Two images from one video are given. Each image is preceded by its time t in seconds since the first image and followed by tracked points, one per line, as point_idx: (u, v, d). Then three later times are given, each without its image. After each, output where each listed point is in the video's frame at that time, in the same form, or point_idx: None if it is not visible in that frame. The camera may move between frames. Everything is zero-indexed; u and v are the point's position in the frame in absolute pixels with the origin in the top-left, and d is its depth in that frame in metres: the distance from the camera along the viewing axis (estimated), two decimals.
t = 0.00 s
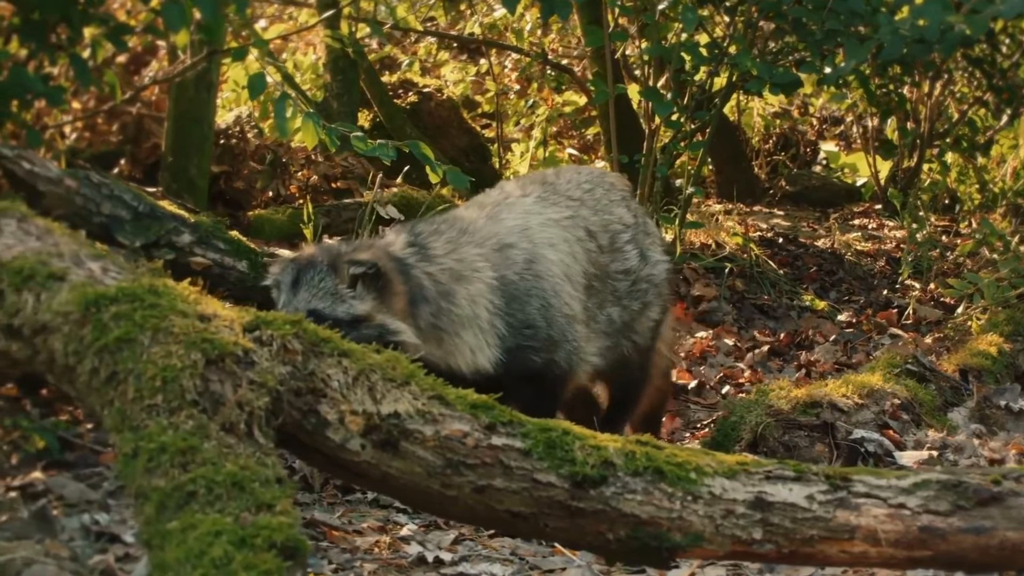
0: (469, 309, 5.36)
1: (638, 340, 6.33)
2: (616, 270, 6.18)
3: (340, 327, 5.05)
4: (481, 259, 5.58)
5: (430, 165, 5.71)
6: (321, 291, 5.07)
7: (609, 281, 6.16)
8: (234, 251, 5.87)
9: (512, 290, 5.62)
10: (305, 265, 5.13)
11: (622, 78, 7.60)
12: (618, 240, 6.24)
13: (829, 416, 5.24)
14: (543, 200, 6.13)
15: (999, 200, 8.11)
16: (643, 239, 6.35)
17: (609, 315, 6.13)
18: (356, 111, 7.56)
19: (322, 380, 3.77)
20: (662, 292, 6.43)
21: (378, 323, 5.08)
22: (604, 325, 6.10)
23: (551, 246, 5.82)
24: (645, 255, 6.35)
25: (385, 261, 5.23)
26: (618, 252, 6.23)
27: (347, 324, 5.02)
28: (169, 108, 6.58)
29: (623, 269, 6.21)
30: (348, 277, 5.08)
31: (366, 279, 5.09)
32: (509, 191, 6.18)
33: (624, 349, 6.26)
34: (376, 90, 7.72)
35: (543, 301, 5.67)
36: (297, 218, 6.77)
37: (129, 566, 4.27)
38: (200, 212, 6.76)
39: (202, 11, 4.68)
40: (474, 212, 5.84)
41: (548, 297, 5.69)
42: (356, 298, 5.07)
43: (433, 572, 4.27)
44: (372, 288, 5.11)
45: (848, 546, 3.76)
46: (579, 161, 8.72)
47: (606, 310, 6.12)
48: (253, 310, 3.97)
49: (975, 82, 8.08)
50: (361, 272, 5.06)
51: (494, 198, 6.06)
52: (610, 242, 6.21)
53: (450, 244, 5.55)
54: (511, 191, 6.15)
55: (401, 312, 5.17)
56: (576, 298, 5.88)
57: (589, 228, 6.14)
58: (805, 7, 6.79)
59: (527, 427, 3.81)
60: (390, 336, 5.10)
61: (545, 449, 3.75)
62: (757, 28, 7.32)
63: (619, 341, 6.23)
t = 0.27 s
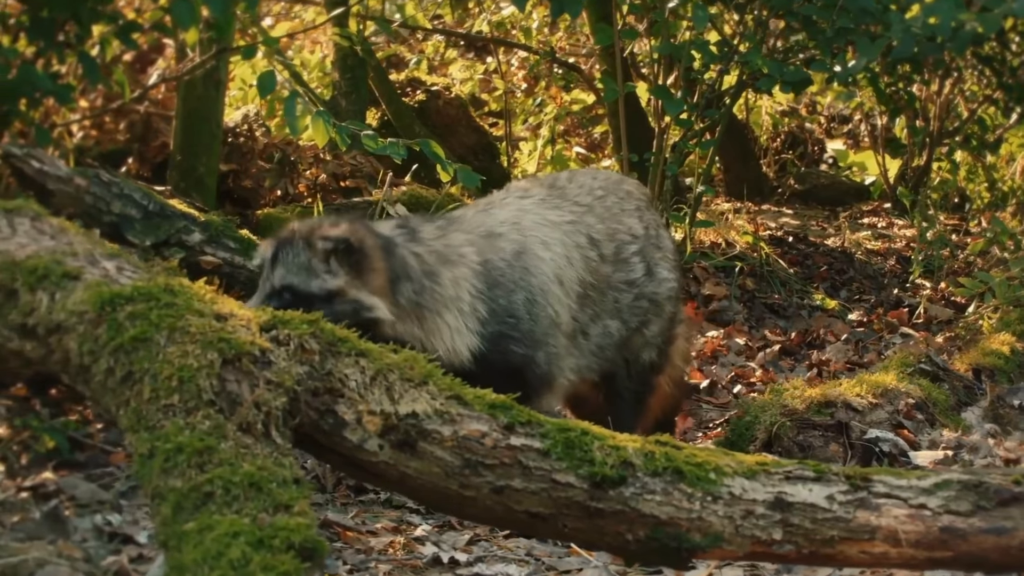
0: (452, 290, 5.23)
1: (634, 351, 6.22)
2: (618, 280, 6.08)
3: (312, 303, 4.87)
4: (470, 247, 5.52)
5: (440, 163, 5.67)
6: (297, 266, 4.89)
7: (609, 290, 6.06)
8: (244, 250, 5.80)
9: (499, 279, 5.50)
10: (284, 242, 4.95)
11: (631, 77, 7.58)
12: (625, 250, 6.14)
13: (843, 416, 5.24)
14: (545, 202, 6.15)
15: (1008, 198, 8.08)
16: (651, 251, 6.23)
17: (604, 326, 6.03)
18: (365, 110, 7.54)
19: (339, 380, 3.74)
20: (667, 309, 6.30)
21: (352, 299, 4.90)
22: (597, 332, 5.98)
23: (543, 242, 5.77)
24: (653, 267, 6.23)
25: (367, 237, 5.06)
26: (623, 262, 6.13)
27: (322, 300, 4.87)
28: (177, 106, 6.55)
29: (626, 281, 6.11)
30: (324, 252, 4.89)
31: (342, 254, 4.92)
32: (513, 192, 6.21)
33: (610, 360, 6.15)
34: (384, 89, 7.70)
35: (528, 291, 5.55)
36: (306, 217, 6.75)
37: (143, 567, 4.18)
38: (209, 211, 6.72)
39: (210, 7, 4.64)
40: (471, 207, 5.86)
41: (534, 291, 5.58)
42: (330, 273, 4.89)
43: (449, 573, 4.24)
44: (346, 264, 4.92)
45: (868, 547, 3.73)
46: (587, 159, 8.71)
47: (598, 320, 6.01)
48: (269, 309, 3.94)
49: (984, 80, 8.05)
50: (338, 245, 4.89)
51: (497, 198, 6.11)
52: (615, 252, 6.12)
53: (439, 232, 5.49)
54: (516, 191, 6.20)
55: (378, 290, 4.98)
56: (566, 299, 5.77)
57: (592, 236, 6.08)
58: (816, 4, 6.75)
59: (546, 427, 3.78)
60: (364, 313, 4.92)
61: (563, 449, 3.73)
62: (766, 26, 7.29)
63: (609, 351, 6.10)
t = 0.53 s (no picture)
0: (448, 256, 5.28)
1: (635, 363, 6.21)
2: (628, 297, 6.10)
3: (306, 231, 5.03)
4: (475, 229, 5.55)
5: (449, 161, 5.66)
6: (296, 197, 5.07)
7: (618, 306, 6.08)
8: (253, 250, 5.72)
9: (499, 266, 5.49)
10: (286, 173, 5.13)
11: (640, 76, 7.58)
12: (640, 269, 6.17)
13: (856, 416, 5.24)
14: (565, 211, 6.16)
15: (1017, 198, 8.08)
16: (667, 271, 6.26)
17: (607, 341, 6.05)
18: (373, 109, 7.53)
19: (354, 381, 3.72)
20: (678, 329, 6.32)
21: (346, 235, 5.05)
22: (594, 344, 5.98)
23: (552, 246, 5.79)
24: (666, 287, 6.26)
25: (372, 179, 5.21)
26: (638, 280, 6.15)
27: (319, 233, 5.04)
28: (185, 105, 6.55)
29: (639, 297, 6.14)
30: (323, 185, 5.06)
31: (341, 188, 5.07)
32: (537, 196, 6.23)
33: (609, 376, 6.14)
34: (392, 88, 7.70)
35: (525, 289, 5.53)
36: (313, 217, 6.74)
37: (155, 569, 4.07)
38: (216, 211, 6.67)
39: (219, 6, 4.60)
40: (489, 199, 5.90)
41: (531, 290, 5.55)
42: (327, 207, 5.06)
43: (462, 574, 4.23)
44: (343, 199, 5.07)
45: (885, 548, 3.70)
46: (593, 159, 8.70)
47: (599, 333, 6.02)
48: (283, 310, 3.93)
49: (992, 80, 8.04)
50: (339, 180, 5.05)
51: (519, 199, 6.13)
52: (629, 269, 6.14)
53: (451, 208, 5.53)
54: (540, 194, 6.22)
55: (376, 228, 5.11)
56: (564, 309, 5.77)
57: (607, 250, 6.11)
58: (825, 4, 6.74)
59: (561, 428, 3.77)
60: (357, 250, 5.07)
61: (579, 450, 3.71)
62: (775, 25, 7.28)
63: (609, 366, 6.10)
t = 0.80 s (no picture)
0: (451, 250, 5.29)
1: (643, 362, 6.20)
2: (638, 296, 6.09)
3: (314, 210, 5.13)
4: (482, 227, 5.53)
5: (456, 161, 5.63)
6: (304, 176, 5.18)
7: (628, 308, 6.07)
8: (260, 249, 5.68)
9: (505, 266, 5.47)
10: (296, 152, 5.26)
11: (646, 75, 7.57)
12: (650, 269, 6.16)
13: (865, 416, 5.25)
14: (575, 210, 6.15)
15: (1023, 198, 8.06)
16: (678, 271, 6.25)
17: (617, 342, 6.03)
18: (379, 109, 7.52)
19: (367, 381, 3.71)
20: (688, 330, 6.31)
21: (353, 217, 5.15)
22: (602, 343, 5.95)
23: (558, 246, 5.78)
24: (677, 287, 6.25)
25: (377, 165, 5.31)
26: (648, 280, 6.14)
27: (326, 214, 5.15)
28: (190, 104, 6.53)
29: (649, 297, 6.13)
30: (331, 166, 5.18)
31: (348, 170, 5.18)
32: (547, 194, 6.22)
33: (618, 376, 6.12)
34: (398, 88, 7.69)
35: (528, 289, 5.51)
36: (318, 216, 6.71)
37: (164, 569, 4.03)
38: (222, 210, 6.65)
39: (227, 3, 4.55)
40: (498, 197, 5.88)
41: (534, 292, 5.53)
42: (335, 187, 5.18)
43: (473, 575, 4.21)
44: (350, 181, 5.19)
45: (899, 549, 3.66)
46: (598, 158, 8.69)
47: (608, 334, 6.00)
48: (295, 309, 3.92)
49: (999, 79, 8.02)
50: (347, 162, 5.17)
51: (529, 197, 6.10)
52: (639, 269, 6.13)
53: (459, 202, 5.53)
54: (550, 192, 6.21)
55: (382, 213, 5.20)
56: (569, 309, 5.75)
57: (616, 251, 6.10)
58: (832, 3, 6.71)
59: (574, 428, 3.76)
60: (362, 232, 5.15)
61: (593, 450, 3.70)
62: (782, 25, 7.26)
63: (617, 367, 6.07)
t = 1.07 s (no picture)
0: (462, 243, 5.27)
1: (651, 363, 6.19)
2: (647, 297, 6.08)
3: (333, 199, 5.09)
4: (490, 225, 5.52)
5: (465, 160, 5.60)
6: (321, 166, 5.14)
7: (636, 309, 6.05)
8: (268, 249, 5.65)
9: (513, 263, 5.45)
10: (312, 142, 5.22)
11: (653, 75, 7.55)
12: (660, 271, 6.15)
13: (877, 416, 5.27)
14: (584, 210, 6.14)
15: None
16: (688, 273, 6.25)
17: (625, 344, 6.01)
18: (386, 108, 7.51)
19: (381, 381, 3.69)
20: (696, 333, 6.30)
21: (373, 206, 5.10)
22: (609, 344, 5.93)
23: (567, 245, 5.77)
24: (686, 290, 6.24)
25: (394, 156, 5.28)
26: (658, 282, 6.14)
27: (345, 203, 5.10)
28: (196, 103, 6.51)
29: (658, 299, 6.12)
30: (350, 156, 5.15)
31: (367, 160, 5.15)
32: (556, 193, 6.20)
33: (624, 378, 6.10)
34: (405, 87, 7.67)
35: (535, 288, 5.49)
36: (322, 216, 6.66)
37: (176, 571, 3.95)
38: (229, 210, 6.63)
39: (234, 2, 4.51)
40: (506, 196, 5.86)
41: (540, 291, 5.50)
42: (354, 177, 5.14)
43: None
44: (369, 171, 5.16)
45: (915, 550, 3.63)
46: (604, 157, 8.68)
47: (616, 336, 5.98)
48: (308, 309, 3.90)
49: (1006, 78, 8.00)
50: (366, 152, 5.14)
51: (537, 195, 6.08)
52: (648, 271, 6.12)
53: (468, 200, 5.52)
54: (560, 191, 6.19)
55: (400, 203, 5.16)
56: (576, 309, 5.73)
57: (626, 252, 6.09)
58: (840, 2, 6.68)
59: (589, 429, 3.73)
60: (382, 222, 5.09)
61: (608, 451, 3.68)
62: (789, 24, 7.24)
63: (624, 367, 6.04)
